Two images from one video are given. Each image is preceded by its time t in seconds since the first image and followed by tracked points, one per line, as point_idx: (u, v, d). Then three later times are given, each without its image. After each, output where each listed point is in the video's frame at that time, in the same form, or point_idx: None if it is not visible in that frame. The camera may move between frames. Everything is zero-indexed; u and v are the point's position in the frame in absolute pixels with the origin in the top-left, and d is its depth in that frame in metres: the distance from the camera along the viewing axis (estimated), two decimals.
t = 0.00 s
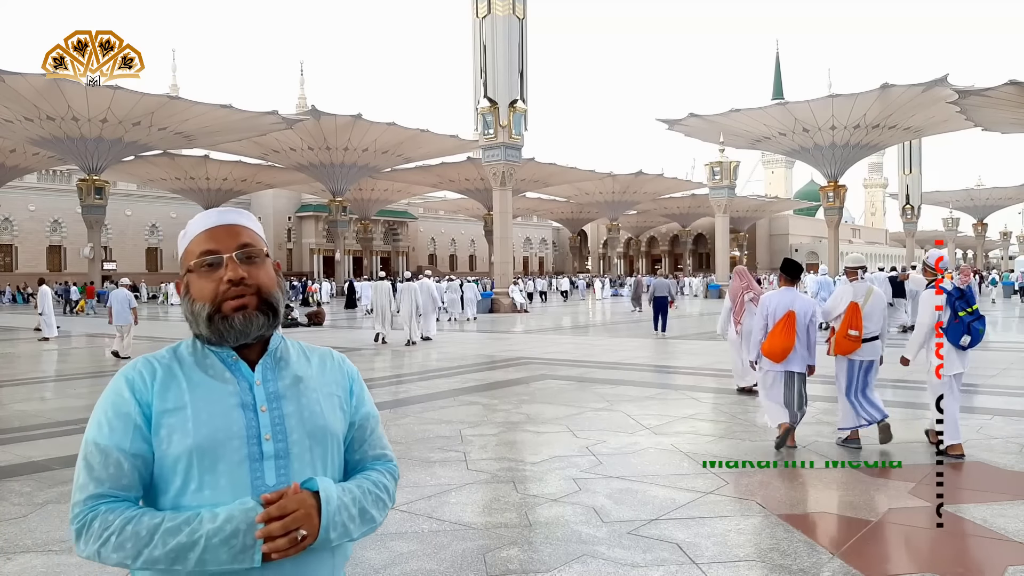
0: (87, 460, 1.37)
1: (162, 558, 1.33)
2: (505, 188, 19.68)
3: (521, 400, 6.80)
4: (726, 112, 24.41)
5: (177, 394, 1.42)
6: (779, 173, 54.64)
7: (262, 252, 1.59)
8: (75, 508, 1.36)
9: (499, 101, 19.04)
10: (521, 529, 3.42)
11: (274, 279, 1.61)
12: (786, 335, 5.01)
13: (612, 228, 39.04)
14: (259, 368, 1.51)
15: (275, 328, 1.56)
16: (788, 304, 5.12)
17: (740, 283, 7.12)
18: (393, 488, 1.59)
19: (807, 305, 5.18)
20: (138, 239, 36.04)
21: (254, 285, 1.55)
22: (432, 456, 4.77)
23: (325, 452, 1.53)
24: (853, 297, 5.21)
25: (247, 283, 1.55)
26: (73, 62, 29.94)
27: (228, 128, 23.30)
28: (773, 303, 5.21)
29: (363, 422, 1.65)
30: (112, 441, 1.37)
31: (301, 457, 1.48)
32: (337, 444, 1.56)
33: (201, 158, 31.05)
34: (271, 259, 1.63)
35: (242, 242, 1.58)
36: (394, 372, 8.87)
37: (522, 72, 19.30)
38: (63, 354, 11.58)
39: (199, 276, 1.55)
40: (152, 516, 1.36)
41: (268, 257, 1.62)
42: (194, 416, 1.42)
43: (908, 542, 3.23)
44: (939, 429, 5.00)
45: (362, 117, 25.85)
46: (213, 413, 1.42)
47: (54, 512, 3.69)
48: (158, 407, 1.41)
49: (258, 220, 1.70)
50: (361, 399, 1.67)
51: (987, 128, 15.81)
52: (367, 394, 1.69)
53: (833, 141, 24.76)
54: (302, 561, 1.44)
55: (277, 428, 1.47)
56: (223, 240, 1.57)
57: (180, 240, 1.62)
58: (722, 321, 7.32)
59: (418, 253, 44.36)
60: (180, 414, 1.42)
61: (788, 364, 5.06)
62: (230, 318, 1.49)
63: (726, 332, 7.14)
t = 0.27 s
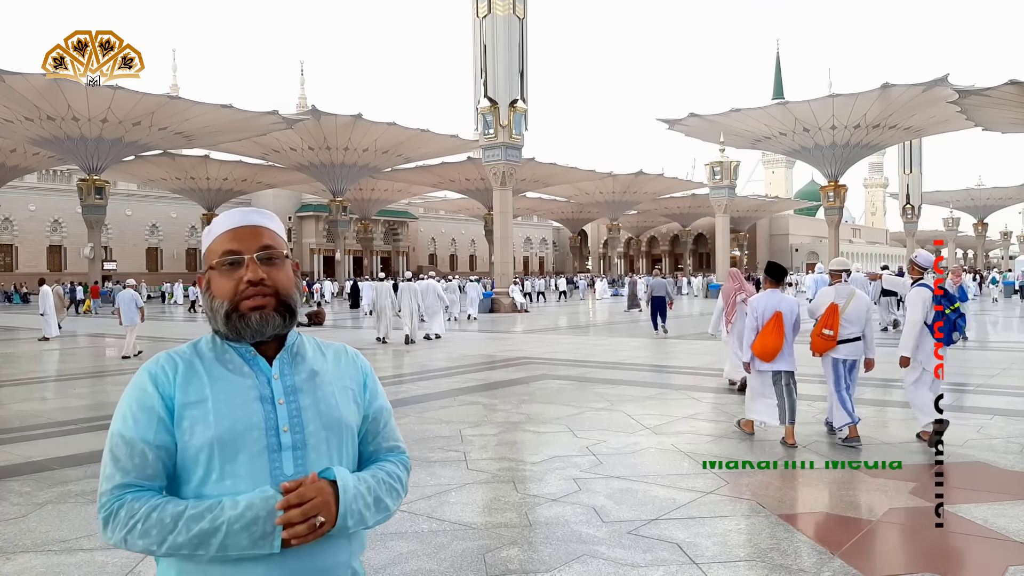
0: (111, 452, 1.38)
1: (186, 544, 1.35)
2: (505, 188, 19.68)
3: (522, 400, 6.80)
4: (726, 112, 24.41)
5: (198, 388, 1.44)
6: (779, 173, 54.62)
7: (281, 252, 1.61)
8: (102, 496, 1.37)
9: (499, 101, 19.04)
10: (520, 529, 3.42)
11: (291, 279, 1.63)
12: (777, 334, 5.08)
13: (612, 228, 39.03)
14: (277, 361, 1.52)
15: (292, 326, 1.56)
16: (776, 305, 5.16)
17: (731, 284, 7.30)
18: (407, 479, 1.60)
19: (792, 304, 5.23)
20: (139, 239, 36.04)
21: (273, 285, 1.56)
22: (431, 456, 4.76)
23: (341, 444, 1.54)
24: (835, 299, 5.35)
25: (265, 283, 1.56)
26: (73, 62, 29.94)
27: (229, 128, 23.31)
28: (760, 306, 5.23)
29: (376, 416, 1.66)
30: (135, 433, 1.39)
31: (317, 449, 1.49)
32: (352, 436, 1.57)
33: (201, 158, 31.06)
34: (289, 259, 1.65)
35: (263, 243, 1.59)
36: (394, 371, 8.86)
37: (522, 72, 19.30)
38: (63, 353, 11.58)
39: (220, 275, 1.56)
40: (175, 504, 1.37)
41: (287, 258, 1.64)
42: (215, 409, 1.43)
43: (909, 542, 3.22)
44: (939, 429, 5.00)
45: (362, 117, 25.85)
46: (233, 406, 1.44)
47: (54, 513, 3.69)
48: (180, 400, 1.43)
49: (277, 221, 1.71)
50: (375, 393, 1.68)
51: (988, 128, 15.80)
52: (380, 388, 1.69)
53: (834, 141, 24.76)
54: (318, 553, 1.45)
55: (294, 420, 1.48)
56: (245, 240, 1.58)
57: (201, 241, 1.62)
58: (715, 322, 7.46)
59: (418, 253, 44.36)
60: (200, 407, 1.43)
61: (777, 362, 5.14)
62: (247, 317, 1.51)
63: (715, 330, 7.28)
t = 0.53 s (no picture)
0: (128, 445, 1.40)
1: (198, 537, 1.35)
2: (505, 188, 19.67)
3: (521, 400, 6.79)
4: (726, 112, 24.41)
5: (213, 384, 1.45)
6: (779, 173, 54.61)
7: (297, 251, 1.62)
8: (120, 487, 1.39)
9: (499, 101, 19.04)
10: (520, 529, 3.41)
11: (306, 279, 1.63)
12: (756, 329, 5.29)
13: (613, 228, 39.01)
14: (289, 360, 1.52)
15: (304, 325, 1.57)
16: (756, 302, 5.39)
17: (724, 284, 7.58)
18: (415, 478, 1.59)
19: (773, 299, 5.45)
20: (139, 239, 36.03)
21: (287, 284, 1.57)
22: (431, 456, 4.76)
23: (351, 441, 1.54)
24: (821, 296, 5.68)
25: (280, 281, 1.57)
26: (73, 62, 29.95)
27: (229, 128, 23.32)
28: (741, 303, 5.52)
29: (386, 412, 1.65)
30: (152, 427, 1.40)
31: (329, 446, 1.49)
32: (361, 434, 1.57)
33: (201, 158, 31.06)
34: (304, 258, 1.65)
35: (278, 243, 1.60)
36: (394, 372, 8.85)
37: (522, 72, 19.30)
38: (63, 353, 11.58)
39: (236, 273, 1.57)
40: (190, 497, 1.38)
41: (302, 258, 1.64)
42: (229, 404, 1.44)
43: (909, 543, 3.22)
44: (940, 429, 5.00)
45: (362, 117, 25.85)
46: (247, 402, 1.44)
47: (53, 512, 3.69)
48: (196, 396, 1.43)
49: (295, 222, 1.71)
50: (385, 391, 1.67)
51: (988, 128, 15.79)
52: (391, 386, 1.69)
53: (834, 141, 24.75)
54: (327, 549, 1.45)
55: (305, 417, 1.48)
56: (261, 240, 1.59)
57: (219, 239, 1.63)
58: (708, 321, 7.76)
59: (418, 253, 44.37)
60: (215, 403, 1.44)
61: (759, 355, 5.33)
62: (261, 314, 1.51)
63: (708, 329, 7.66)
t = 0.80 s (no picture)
0: (140, 437, 1.40)
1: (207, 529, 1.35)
2: (505, 188, 19.67)
3: (521, 400, 6.80)
4: (726, 112, 24.43)
5: (224, 379, 1.45)
6: (779, 173, 54.61)
7: (303, 254, 1.63)
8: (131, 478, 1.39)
9: (499, 101, 19.05)
10: (520, 529, 3.42)
11: (311, 282, 1.64)
12: (743, 326, 5.48)
13: (613, 228, 39.00)
14: (297, 358, 1.52)
15: (309, 326, 1.57)
16: (745, 302, 5.64)
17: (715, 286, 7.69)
18: (421, 476, 1.59)
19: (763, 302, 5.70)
20: (139, 239, 36.04)
21: (293, 286, 1.57)
22: (431, 456, 4.77)
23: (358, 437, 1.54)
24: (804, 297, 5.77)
25: (285, 283, 1.57)
26: (73, 62, 29.95)
27: (229, 128, 23.32)
28: (729, 302, 5.75)
29: (391, 411, 1.66)
30: (165, 420, 1.40)
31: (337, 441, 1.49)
32: (367, 431, 1.57)
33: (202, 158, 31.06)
34: (311, 262, 1.66)
35: (285, 246, 1.61)
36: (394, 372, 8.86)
37: (522, 72, 19.30)
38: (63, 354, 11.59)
39: (244, 274, 1.58)
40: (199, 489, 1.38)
41: (309, 260, 1.65)
42: (238, 400, 1.44)
43: (909, 543, 3.21)
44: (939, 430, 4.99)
45: (363, 117, 25.86)
46: (256, 397, 1.44)
47: (53, 513, 3.69)
48: (206, 391, 1.44)
49: (302, 227, 1.72)
50: (389, 390, 1.67)
51: (988, 128, 15.79)
52: (394, 386, 1.69)
53: (834, 141, 24.75)
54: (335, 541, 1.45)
55: (313, 413, 1.48)
56: (268, 242, 1.60)
57: (228, 241, 1.64)
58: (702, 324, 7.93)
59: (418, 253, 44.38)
60: (225, 398, 1.44)
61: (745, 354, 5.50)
62: (269, 314, 1.52)
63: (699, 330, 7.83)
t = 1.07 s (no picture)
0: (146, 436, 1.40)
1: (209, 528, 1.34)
2: (505, 188, 19.67)
3: (521, 400, 6.81)
4: (726, 112, 24.43)
5: (227, 381, 1.46)
6: (779, 173, 54.60)
7: (308, 256, 1.64)
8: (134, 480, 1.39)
9: (499, 101, 19.04)
10: (521, 529, 3.42)
11: (314, 284, 1.64)
12: (736, 326, 5.65)
13: (613, 228, 38.98)
14: (299, 359, 1.52)
15: (312, 328, 1.58)
16: (739, 300, 5.72)
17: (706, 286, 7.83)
18: (422, 477, 1.60)
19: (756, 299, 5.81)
20: (139, 239, 36.04)
21: (296, 289, 1.57)
22: (431, 456, 4.77)
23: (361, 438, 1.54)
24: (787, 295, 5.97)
25: (289, 286, 1.57)
26: (73, 62, 29.96)
27: (229, 128, 23.32)
28: (724, 300, 5.84)
29: (393, 411, 1.66)
30: (172, 418, 1.41)
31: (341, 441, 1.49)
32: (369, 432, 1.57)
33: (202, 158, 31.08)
34: (315, 263, 1.67)
35: (290, 248, 1.61)
36: (394, 372, 8.87)
37: (522, 72, 19.31)
38: (64, 354, 11.61)
39: (248, 275, 1.58)
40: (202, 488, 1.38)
41: (312, 262, 1.67)
42: (243, 401, 1.44)
43: (908, 543, 3.22)
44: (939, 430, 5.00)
45: (363, 117, 25.85)
46: (260, 398, 1.44)
47: (54, 513, 3.69)
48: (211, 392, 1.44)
49: (306, 229, 1.73)
50: (391, 391, 1.67)
51: (989, 128, 15.77)
52: (396, 387, 1.69)
53: (834, 141, 24.74)
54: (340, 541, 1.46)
55: (316, 413, 1.48)
56: (273, 244, 1.61)
57: (232, 241, 1.65)
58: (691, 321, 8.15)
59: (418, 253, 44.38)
60: (229, 398, 1.44)
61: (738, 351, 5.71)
62: (270, 316, 1.53)
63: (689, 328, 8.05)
